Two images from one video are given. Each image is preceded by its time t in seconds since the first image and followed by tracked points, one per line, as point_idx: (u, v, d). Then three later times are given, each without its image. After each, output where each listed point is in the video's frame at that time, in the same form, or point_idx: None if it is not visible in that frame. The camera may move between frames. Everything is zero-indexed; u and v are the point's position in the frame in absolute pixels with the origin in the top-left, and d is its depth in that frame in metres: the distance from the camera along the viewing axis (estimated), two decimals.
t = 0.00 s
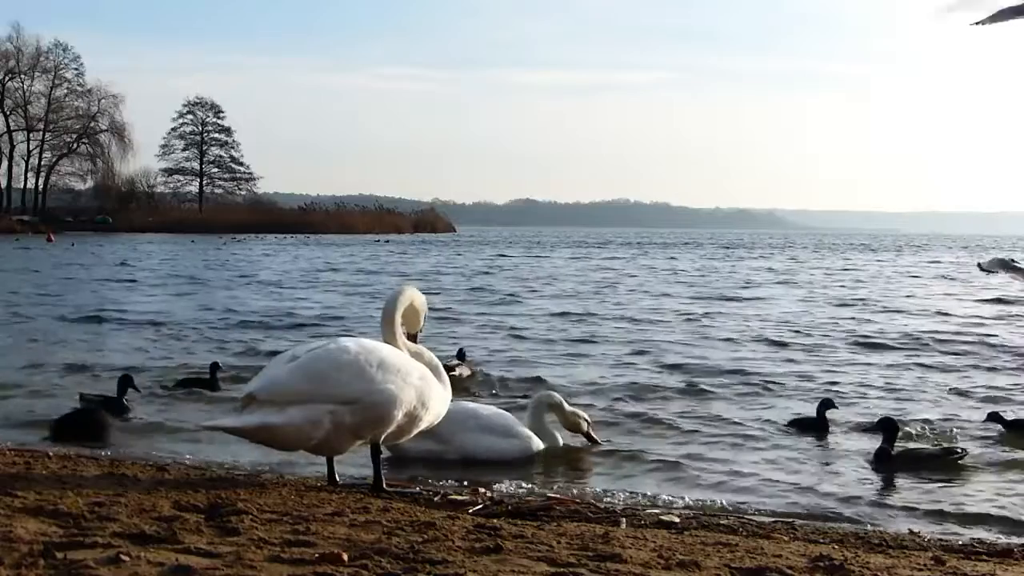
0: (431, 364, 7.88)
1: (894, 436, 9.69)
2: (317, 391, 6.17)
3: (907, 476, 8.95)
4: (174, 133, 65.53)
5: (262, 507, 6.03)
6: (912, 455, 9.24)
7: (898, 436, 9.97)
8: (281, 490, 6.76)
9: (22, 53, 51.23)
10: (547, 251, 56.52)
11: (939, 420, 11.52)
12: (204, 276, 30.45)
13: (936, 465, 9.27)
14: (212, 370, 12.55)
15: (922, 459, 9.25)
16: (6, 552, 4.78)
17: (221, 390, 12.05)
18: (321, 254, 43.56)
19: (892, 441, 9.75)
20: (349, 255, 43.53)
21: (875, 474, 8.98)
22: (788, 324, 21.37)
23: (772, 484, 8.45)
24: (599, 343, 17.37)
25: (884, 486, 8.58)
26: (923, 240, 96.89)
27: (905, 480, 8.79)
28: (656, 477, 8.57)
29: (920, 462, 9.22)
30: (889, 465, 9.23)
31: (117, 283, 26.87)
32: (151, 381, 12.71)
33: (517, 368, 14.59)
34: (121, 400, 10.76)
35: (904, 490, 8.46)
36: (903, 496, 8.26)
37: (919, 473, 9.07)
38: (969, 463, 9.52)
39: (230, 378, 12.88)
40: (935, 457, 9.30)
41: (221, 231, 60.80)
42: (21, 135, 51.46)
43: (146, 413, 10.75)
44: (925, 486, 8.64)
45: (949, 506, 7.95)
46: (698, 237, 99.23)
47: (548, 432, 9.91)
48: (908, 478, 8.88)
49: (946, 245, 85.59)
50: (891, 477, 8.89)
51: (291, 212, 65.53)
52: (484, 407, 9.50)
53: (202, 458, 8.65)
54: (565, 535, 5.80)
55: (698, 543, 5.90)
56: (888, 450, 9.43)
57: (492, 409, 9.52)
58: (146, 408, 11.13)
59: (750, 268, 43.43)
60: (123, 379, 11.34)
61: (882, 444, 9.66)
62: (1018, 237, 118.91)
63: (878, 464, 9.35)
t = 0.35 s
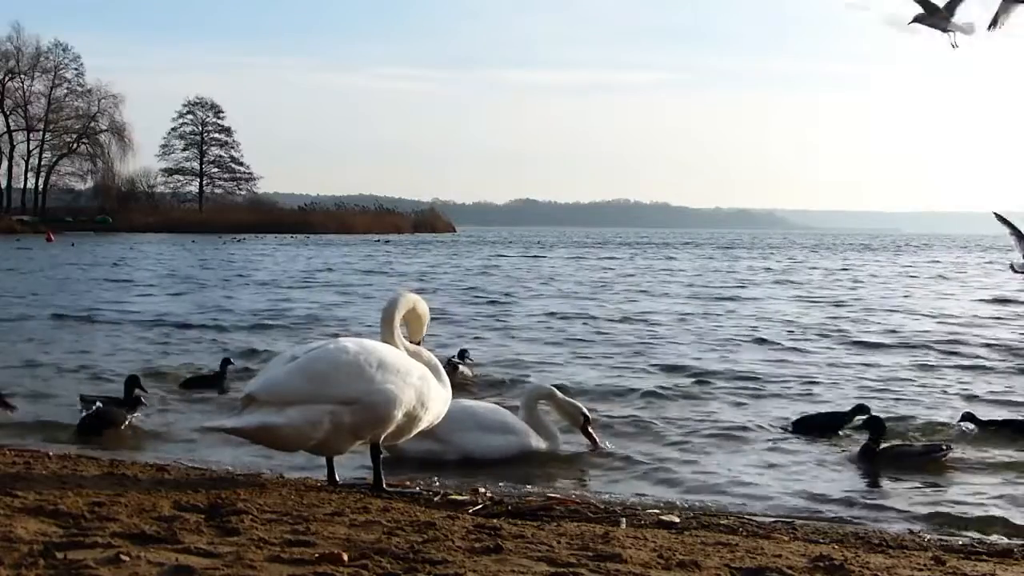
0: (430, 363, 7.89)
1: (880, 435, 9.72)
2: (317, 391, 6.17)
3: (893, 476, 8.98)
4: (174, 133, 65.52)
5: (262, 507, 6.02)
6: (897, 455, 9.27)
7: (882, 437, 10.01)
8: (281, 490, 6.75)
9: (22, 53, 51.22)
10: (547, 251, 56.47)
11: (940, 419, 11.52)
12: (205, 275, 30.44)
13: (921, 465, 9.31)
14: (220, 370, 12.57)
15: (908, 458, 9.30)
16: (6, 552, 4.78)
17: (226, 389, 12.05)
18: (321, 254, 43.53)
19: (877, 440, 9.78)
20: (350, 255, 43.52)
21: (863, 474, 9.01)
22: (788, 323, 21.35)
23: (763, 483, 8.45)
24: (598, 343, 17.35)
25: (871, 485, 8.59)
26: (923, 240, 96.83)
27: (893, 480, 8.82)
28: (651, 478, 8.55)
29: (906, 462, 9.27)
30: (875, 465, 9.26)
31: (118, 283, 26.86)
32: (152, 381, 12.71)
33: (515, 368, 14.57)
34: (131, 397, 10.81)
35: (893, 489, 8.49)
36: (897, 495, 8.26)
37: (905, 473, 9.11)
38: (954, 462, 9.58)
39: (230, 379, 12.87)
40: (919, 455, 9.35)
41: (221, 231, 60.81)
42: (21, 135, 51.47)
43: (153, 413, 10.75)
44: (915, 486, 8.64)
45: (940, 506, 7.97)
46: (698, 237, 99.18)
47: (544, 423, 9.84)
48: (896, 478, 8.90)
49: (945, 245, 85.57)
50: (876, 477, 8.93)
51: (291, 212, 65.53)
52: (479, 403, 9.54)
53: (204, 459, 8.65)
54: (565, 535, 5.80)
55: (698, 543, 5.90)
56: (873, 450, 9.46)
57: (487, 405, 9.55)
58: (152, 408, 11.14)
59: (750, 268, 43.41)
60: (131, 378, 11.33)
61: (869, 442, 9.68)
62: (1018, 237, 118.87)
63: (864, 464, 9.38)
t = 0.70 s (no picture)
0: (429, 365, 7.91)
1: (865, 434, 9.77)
2: (317, 391, 6.17)
3: (884, 476, 9.00)
4: (174, 133, 65.50)
5: (262, 507, 6.02)
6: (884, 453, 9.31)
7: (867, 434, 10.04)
8: (281, 490, 6.75)
9: (22, 52, 51.20)
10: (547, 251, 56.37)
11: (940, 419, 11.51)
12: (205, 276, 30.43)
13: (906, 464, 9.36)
14: (228, 370, 12.59)
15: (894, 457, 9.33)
16: (6, 552, 4.78)
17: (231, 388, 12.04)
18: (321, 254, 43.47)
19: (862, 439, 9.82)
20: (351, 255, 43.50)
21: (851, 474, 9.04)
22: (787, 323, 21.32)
23: (756, 483, 8.45)
24: (596, 343, 17.32)
25: (859, 485, 8.62)
26: (923, 241, 96.63)
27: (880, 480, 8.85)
28: (647, 478, 8.56)
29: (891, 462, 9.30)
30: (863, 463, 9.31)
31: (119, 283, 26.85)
32: (153, 381, 12.69)
33: (513, 368, 14.54)
34: (142, 397, 10.84)
35: (881, 489, 8.51)
36: (892, 496, 8.27)
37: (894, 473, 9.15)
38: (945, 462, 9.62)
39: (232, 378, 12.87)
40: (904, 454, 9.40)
41: (221, 231, 60.83)
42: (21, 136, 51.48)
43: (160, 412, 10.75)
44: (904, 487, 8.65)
45: (931, 505, 8.01)
46: (699, 237, 99.00)
47: (543, 422, 9.83)
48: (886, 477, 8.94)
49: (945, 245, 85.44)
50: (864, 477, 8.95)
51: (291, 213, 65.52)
52: (480, 403, 9.51)
53: (205, 458, 8.68)
54: (565, 535, 5.79)
55: (698, 543, 5.90)
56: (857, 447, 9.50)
57: (488, 405, 9.53)
58: (159, 407, 11.11)
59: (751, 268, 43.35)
60: (140, 379, 11.34)
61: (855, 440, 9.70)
62: (1019, 237, 118.70)
63: (850, 462, 9.39)
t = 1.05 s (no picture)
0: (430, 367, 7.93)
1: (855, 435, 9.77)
2: (318, 390, 6.18)
3: (878, 476, 9.00)
4: (174, 133, 65.50)
5: (262, 506, 6.02)
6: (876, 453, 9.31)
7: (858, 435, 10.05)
8: (281, 489, 6.75)
9: (21, 52, 51.21)
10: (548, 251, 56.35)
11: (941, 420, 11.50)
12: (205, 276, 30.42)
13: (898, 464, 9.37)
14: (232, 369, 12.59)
15: (886, 457, 9.33)
16: (7, 552, 4.78)
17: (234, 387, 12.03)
18: (321, 254, 43.46)
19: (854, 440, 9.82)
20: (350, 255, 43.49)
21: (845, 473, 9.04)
22: (787, 324, 21.31)
23: (748, 483, 8.44)
24: (595, 343, 17.30)
25: (851, 485, 8.62)
26: (922, 242, 96.59)
27: (870, 480, 8.82)
28: (645, 478, 8.55)
29: (883, 462, 9.30)
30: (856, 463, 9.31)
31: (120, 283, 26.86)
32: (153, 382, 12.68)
33: (511, 368, 14.52)
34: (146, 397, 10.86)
35: (870, 489, 8.47)
36: (888, 496, 8.28)
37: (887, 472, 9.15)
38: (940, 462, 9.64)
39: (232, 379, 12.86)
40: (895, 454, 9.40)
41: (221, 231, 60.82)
42: (21, 135, 51.49)
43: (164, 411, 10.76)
44: (895, 488, 8.61)
45: (926, 504, 8.02)
46: (698, 237, 98.95)
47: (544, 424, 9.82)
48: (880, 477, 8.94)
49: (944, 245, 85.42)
50: (857, 476, 8.95)
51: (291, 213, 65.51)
52: (481, 405, 9.50)
53: (205, 458, 8.68)
54: (565, 535, 5.80)
55: (698, 543, 5.90)
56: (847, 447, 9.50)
57: (489, 407, 9.53)
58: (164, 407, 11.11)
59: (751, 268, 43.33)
60: (147, 378, 11.36)
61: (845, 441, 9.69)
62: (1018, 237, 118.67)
63: (840, 463, 9.36)
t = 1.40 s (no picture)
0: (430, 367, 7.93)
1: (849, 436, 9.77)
2: (318, 390, 6.17)
3: (873, 475, 9.01)
4: (174, 133, 65.47)
5: (262, 507, 6.02)
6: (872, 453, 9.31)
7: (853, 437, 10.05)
8: (281, 489, 6.76)
9: (21, 52, 51.20)
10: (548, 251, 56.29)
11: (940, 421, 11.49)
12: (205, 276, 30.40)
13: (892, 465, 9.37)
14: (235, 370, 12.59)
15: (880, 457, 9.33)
16: (7, 552, 4.78)
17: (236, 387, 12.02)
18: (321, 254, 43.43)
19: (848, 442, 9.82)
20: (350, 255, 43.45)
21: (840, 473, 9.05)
22: (788, 324, 21.30)
23: (743, 482, 8.45)
24: (595, 343, 17.29)
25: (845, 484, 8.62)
26: (922, 243, 96.58)
27: (863, 480, 8.79)
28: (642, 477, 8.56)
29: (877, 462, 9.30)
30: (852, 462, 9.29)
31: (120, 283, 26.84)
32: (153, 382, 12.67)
33: (511, 368, 14.51)
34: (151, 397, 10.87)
35: (867, 489, 8.48)
36: (885, 496, 8.28)
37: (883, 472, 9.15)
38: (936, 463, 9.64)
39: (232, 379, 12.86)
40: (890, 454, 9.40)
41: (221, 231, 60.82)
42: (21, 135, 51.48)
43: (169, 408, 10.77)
44: (888, 490, 8.56)
45: (924, 504, 8.02)
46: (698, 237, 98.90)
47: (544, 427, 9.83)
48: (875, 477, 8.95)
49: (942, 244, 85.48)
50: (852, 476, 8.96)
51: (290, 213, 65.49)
52: (482, 408, 9.50)
53: (204, 458, 8.70)
54: (565, 535, 5.80)
55: (698, 543, 5.90)
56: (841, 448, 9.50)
57: (490, 410, 9.53)
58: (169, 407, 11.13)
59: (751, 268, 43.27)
60: (151, 378, 11.37)
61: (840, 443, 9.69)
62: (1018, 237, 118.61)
63: (834, 461, 9.37)
